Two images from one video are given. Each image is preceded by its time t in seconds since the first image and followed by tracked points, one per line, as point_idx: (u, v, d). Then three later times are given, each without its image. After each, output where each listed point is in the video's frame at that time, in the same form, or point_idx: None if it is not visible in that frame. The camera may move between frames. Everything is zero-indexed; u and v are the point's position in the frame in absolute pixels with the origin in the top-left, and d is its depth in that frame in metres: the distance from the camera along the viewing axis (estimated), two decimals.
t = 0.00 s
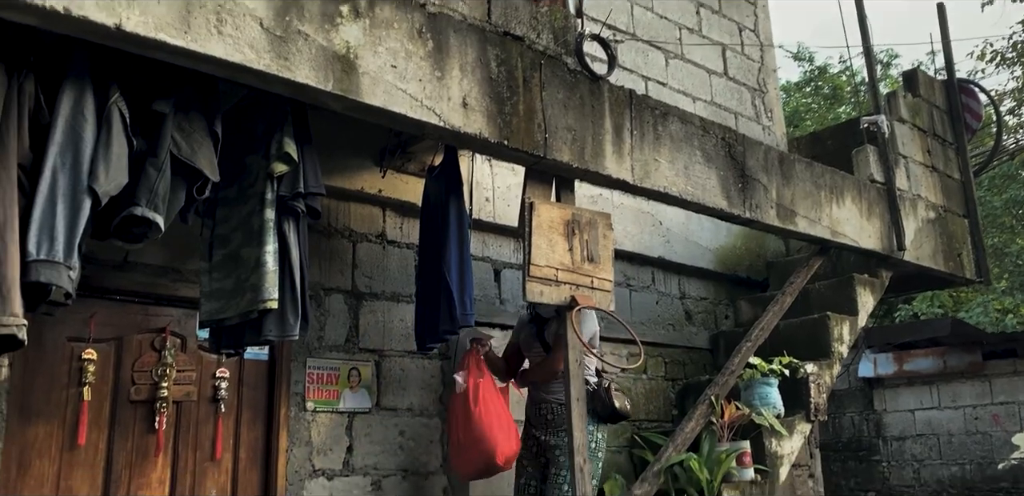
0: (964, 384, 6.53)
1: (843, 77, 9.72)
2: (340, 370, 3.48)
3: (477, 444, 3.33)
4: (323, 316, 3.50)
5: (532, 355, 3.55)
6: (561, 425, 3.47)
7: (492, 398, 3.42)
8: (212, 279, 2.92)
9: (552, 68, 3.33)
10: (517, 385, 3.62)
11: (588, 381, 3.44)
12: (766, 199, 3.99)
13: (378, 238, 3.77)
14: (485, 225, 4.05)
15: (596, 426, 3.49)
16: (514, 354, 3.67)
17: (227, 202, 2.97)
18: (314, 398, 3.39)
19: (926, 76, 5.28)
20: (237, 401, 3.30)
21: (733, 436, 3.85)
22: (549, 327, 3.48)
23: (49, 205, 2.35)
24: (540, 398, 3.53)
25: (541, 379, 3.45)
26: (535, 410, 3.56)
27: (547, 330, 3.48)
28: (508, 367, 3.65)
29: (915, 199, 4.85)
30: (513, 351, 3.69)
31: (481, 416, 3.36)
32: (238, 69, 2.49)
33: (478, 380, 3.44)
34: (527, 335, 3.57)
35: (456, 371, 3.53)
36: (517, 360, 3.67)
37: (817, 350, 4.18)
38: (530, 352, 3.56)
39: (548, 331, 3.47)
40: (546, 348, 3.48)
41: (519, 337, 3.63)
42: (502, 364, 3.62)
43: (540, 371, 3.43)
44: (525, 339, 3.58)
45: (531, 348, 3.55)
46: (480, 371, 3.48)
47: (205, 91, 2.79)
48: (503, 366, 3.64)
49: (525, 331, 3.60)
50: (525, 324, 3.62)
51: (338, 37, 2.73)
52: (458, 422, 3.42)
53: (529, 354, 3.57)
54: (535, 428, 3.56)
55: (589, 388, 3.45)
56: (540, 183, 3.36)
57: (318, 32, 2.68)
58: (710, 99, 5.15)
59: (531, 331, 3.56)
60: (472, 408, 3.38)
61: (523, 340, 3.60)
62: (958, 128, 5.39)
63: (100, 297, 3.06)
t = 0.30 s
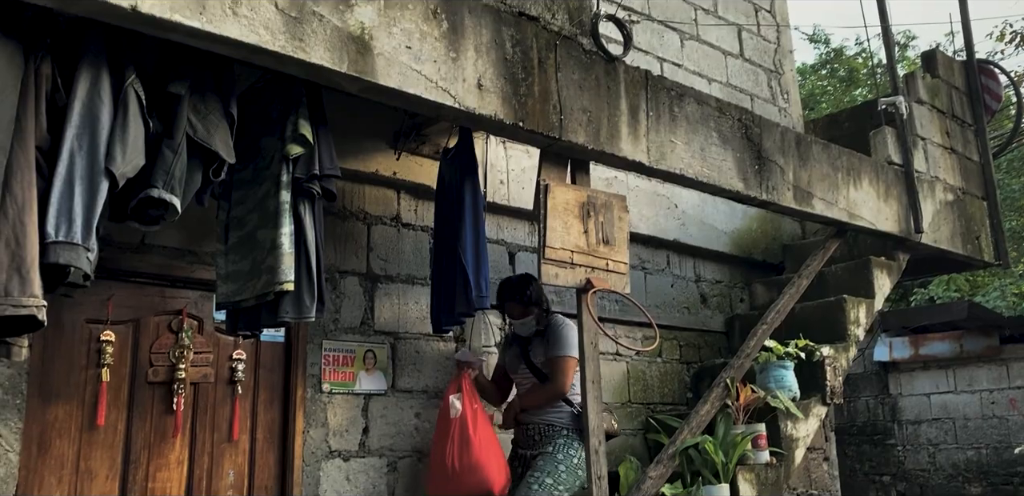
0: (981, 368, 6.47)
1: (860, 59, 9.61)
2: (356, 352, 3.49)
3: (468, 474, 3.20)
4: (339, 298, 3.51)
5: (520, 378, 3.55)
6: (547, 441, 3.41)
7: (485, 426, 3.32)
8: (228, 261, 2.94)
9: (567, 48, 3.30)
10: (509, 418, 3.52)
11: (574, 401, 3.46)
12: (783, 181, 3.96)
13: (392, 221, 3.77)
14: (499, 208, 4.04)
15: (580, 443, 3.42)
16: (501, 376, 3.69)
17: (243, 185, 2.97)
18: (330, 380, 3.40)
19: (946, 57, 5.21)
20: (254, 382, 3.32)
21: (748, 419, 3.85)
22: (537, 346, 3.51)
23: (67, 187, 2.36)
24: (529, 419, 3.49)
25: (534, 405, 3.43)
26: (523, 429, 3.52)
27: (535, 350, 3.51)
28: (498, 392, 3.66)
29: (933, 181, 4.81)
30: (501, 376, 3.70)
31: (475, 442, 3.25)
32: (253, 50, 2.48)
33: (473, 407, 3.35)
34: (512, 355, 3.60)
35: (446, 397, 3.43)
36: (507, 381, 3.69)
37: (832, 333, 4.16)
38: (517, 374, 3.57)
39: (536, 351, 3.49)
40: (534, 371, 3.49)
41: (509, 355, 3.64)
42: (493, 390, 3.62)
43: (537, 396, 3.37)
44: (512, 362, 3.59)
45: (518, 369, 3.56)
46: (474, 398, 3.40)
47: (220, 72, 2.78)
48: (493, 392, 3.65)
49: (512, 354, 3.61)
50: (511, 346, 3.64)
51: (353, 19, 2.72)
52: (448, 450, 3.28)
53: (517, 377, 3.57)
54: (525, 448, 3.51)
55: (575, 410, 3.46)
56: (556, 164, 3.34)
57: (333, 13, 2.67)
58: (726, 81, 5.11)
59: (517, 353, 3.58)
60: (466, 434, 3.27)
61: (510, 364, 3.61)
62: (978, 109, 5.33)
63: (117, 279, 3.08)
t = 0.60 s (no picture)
0: (996, 353, 6.43)
1: (876, 42, 9.51)
2: (371, 335, 3.51)
3: (446, 483, 3.15)
4: (354, 282, 3.52)
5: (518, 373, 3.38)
6: (543, 439, 3.22)
7: (467, 434, 3.23)
8: (245, 245, 2.95)
9: (582, 30, 3.28)
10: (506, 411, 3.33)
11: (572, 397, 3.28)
12: (799, 164, 3.93)
13: (407, 205, 3.77)
14: (514, 192, 4.03)
15: (578, 445, 3.25)
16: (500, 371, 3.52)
17: (259, 168, 2.98)
18: (346, 363, 3.42)
19: (964, 38, 5.15)
20: (270, 365, 3.34)
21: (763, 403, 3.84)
22: (534, 338, 3.33)
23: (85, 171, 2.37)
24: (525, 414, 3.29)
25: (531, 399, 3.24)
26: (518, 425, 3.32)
27: (533, 342, 3.33)
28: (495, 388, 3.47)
29: (951, 164, 4.76)
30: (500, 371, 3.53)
31: (454, 452, 3.17)
32: (268, 34, 2.48)
33: (457, 414, 3.25)
34: (510, 347, 3.43)
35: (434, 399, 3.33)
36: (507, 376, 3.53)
37: (848, 317, 4.14)
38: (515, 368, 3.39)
39: (534, 343, 3.32)
40: (531, 364, 3.31)
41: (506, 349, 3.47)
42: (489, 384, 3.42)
43: (533, 389, 3.16)
44: (509, 356, 3.42)
45: (515, 363, 3.38)
46: (460, 403, 3.29)
47: (236, 56, 2.78)
48: (489, 387, 3.45)
49: (509, 347, 3.44)
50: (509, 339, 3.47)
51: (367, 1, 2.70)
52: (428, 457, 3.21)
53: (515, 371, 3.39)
54: (518, 444, 3.30)
55: (572, 407, 3.27)
56: (571, 147, 3.33)
57: None
58: (741, 63, 5.07)
59: (514, 346, 3.41)
60: (446, 443, 3.18)
61: (507, 357, 3.44)
62: (997, 91, 5.26)
63: (135, 262, 3.09)
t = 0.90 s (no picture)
0: (1012, 338, 6.40)
1: (892, 25, 9.40)
2: (386, 319, 3.52)
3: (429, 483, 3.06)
4: (369, 267, 3.53)
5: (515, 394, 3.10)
6: (537, 472, 2.95)
7: (449, 434, 3.11)
8: (261, 229, 2.96)
9: (598, 13, 3.25)
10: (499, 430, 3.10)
11: (569, 430, 2.95)
12: (815, 148, 3.90)
13: (421, 189, 3.77)
14: (528, 177, 4.02)
15: (574, 479, 2.97)
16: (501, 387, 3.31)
17: (275, 152, 2.98)
18: (362, 347, 3.44)
19: (983, 20, 5.09)
20: (286, 348, 3.36)
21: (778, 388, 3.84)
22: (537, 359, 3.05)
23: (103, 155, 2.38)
24: (519, 439, 3.03)
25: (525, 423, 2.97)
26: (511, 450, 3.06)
27: (535, 362, 3.05)
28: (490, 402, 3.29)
29: (968, 147, 4.72)
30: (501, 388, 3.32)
31: (433, 455, 3.07)
32: (283, 17, 2.47)
33: (439, 415, 3.13)
34: (512, 367, 3.15)
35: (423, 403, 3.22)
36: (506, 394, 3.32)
37: (864, 301, 4.11)
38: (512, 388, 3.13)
39: (537, 363, 3.03)
40: (530, 386, 3.02)
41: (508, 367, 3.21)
42: (486, 396, 3.27)
43: (528, 413, 2.91)
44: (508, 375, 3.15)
45: (513, 383, 3.11)
46: (447, 405, 3.17)
47: (251, 40, 2.78)
48: (486, 399, 3.30)
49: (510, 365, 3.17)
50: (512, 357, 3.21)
51: None
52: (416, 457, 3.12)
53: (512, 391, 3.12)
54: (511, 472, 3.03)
55: (568, 439, 2.96)
56: (586, 131, 3.31)
57: None
58: (757, 47, 5.03)
59: (515, 364, 3.14)
60: (426, 445, 3.09)
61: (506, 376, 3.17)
62: (1016, 74, 5.20)
63: (152, 246, 3.11)
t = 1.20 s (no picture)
0: None
1: (907, 10, 9.30)
2: (400, 304, 3.54)
3: None
4: (383, 252, 3.54)
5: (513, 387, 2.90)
6: (536, 463, 2.78)
7: (439, 451, 2.64)
8: (276, 214, 2.97)
9: None
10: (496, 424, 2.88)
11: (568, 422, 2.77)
12: (830, 133, 3.88)
13: (434, 175, 3.77)
14: (541, 162, 4.01)
15: (574, 472, 2.80)
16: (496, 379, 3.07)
17: (289, 138, 2.99)
18: (375, 332, 3.45)
19: (1001, 4, 5.03)
20: (301, 333, 3.37)
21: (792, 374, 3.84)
22: (535, 351, 2.84)
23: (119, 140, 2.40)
24: (518, 430, 2.84)
25: (524, 416, 2.79)
26: (510, 441, 2.88)
27: (533, 353, 2.84)
28: (486, 397, 3.00)
29: (985, 133, 4.67)
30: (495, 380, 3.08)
31: (420, 472, 2.59)
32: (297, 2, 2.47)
33: (428, 427, 2.70)
34: (508, 358, 2.93)
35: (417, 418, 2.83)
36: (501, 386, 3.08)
37: (879, 287, 4.09)
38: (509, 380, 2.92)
39: (535, 355, 2.83)
40: (529, 379, 2.83)
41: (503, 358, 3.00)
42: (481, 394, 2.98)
43: (526, 407, 2.72)
44: (505, 366, 2.94)
45: (510, 375, 2.91)
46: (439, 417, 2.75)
47: (265, 25, 2.79)
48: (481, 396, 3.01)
49: (506, 356, 2.96)
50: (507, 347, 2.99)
51: None
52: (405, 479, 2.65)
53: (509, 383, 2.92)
54: (510, 462, 2.86)
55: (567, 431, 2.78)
56: (599, 116, 3.30)
57: None
58: (771, 31, 4.99)
59: (511, 355, 2.93)
60: (410, 462, 2.63)
61: (503, 366, 2.96)
62: None
63: (168, 231, 3.13)
